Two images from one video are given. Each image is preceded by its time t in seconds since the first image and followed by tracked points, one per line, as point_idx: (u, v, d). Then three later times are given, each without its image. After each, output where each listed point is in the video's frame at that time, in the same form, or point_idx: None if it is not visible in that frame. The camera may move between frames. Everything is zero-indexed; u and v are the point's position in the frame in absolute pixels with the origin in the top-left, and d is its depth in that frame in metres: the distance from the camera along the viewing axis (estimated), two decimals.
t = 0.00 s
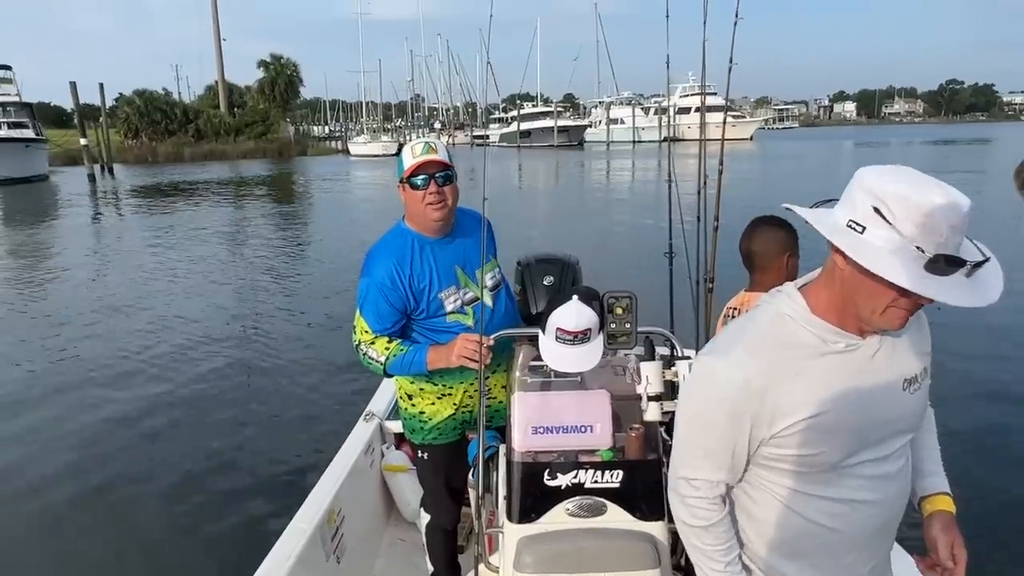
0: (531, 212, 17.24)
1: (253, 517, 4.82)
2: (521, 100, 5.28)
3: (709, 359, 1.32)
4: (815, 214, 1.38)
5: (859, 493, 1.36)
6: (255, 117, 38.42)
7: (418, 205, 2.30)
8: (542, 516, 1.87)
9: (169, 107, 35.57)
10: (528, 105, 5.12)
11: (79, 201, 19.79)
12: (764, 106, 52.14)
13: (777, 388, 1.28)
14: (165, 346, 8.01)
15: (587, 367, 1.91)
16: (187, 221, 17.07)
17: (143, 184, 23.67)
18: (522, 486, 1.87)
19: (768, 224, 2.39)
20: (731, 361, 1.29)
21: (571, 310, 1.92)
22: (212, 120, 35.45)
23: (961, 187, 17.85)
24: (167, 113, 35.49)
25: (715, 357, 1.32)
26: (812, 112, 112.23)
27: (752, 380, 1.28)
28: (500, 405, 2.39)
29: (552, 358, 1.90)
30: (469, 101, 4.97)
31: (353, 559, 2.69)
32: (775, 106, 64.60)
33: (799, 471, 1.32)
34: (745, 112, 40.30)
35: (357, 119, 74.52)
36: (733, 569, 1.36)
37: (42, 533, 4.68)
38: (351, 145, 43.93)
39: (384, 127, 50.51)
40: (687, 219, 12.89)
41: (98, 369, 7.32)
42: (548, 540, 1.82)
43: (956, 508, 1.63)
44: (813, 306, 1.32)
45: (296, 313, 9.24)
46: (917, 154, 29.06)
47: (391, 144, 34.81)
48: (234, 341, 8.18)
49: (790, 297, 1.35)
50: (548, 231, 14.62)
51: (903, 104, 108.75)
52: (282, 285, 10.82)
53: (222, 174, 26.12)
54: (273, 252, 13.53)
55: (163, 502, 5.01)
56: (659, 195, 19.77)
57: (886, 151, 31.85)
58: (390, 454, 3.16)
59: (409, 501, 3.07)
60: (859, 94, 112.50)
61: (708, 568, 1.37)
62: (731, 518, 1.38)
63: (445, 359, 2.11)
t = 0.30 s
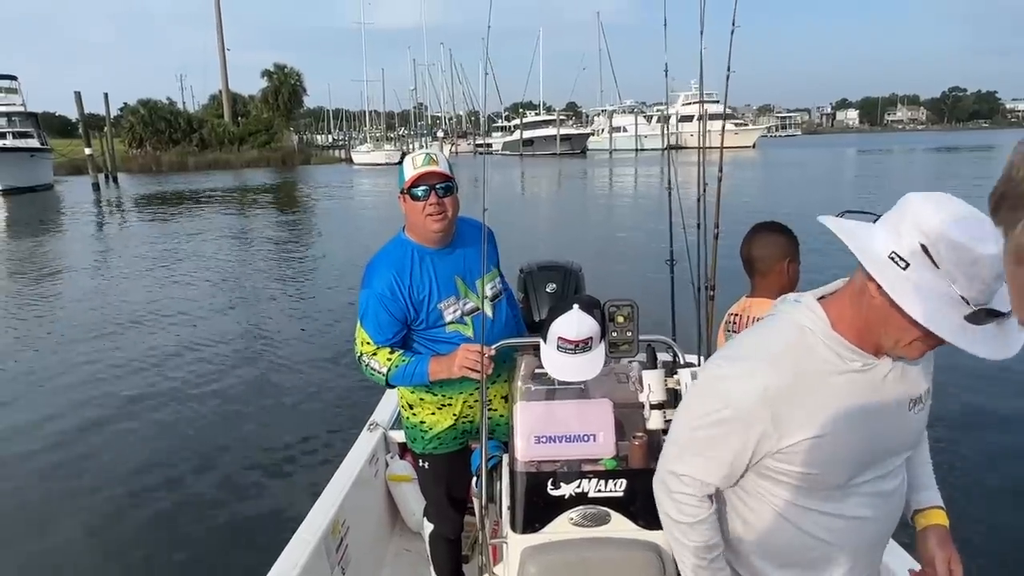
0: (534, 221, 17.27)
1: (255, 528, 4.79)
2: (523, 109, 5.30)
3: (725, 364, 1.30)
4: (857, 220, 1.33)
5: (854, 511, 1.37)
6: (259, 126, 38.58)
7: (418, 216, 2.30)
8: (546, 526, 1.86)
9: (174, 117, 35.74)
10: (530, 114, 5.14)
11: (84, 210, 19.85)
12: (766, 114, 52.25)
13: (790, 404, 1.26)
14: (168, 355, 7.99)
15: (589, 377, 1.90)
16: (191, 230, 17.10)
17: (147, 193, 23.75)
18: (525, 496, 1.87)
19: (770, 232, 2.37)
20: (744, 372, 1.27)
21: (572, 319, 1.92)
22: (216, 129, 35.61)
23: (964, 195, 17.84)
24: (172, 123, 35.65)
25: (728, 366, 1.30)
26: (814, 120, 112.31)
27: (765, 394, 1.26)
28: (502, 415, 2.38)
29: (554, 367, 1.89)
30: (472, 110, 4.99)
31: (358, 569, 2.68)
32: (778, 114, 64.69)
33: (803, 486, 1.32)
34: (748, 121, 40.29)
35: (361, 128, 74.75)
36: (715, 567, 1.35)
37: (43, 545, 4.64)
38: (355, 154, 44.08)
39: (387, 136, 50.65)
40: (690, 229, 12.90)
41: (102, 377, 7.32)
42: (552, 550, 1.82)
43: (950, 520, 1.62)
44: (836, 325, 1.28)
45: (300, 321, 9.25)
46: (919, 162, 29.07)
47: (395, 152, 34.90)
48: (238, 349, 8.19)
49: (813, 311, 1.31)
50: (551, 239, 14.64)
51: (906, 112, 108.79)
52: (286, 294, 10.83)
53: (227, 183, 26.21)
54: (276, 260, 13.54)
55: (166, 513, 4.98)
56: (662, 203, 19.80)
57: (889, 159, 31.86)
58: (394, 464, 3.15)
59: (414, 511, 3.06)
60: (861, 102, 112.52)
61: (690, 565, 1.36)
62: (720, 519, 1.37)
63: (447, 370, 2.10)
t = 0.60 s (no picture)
0: (536, 227, 17.29)
1: (259, 539, 4.74)
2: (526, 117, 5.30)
3: (772, 407, 1.19)
4: (922, 296, 1.32)
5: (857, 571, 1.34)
6: (262, 133, 38.72)
7: (425, 238, 2.29)
8: (555, 551, 1.85)
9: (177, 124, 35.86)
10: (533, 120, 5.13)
11: (87, 219, 19.86)
12: (767, 120, 52.35)
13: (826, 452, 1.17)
14: (172, 365, 7.96)
15: (600, 401, 1.90)
16: (193, 238, 17.11)
17: (150, 200, 23.77)
18: (535, 521, 1.85)
19: (780, 252, 2.36)
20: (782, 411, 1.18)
21: (582, 343, 1.91)
22: (219, 137, 35.69)
23: (967, 200, 17.80)
24: (175, 131, 35.76)
25: (763, 402, 1.21)
26: (816, 126, 112.40)
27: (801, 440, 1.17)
28: (509, 437, 2.37)
29: (566, 392, 1.88)
30: (475, 118, 5.00)
31: None
32: (779, 119, 64.75)
33: (814, 540, 1.26)
34: (749, 127, 40.31)
35: (363, 135, 74.96)
36: None
37: (45, 557, 4.59)
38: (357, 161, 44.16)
39: (390, 143, 50.78)
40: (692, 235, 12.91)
41: (105, 386, 7.32)
42: None
43: None
44: (891, 399, 1.16)
45: (303, 329, 9.25)
46: (921, 167, 29.10)
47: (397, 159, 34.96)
48: (241, 357, 8.19)
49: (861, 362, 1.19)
50: (554, 246, 14.65)
51: (908, 117, 108.85)
52: (289, 302, 10.81)
53: (230, 191, 26.25)
54: (279, 268, 13.53)
55: (169, 524, 4.93)
56: (664, 209, 19.82)
57: (891, 165, 31.89)
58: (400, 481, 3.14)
59: (420, 528, 3.05)
60: (863, 107, 112.55)
61: None
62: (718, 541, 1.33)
63: (456, 394, 2.09)
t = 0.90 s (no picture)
0: (536, 230, 17.29)
1: (260, 542, 4.74)
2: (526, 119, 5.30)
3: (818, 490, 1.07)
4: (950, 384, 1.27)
5: None
6: (262, 137, 38.72)
7: (424, 244, 2.28)
8: (553, 560, 1.83)
9: (177, 128, 35.85)
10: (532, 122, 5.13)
11: (87, 223, 19.83)
12: (767, 123, 52.36)
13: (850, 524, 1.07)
14: (171, 369, 7.94)
15: (599, 409, 1.89)
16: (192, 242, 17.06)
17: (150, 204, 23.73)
18: (533, 531, 1.84)
19: (780, 257, 2.34)
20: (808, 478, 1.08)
21: (581, 350, 1.89)
22: (219, 140, 35.68)
23: (968, 202, 17.76)
24: (175, 134, 35.76)
25: (786, 469, 1.10)
26: (817, 128, 112.39)
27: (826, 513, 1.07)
28: (507, 444, 2.37)
29: (566, 400, 1.87)
30: (475, 120, 5.00)
31: None
32: (779, 122, 64.78)
33: None
34: (750, 129, 40.30)
35: (363, 139, 74.90)
36: None
37: (43, 562, 4.56)
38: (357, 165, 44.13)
39: (390, 146, 50.78)
40: (692, 238, 12.90)
41: (104, 390, 7.32)
42: None
43: None
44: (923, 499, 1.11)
45: (303, 332, 9.27)
46: (921, 168, 29.09)
47: (398, 162, 34.97)
48: (241, 360, 8.18)
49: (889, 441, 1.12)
50: (554, 249, 14.65)
51: (908, 119, 108.92)
52: (289, 305, 10.79)
53: (230, 194, 26.22)
54: (279, 272, 13.50)
55: (168, 529, 4.91)
56: (664, 211, 19.82)
57: (891, 166, 31.90)
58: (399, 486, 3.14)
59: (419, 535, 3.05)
60: (863, 109, 112.46)
61: None
62: None
63: (454, 402, 2.08)
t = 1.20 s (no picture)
0: (535, 229, 17.30)
1: (257, 541, 4.75)
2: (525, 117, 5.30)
3: None
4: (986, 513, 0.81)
5: None
6: (261, 136, 38.71)
7: (419, 242, 2.28)
8: (549, 559, 1.84)
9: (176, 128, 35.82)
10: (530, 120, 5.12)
11: (86, 223, 19.82)
12: (766, 121, 52.40)
13: None
14: (170, 368, 7.93)
15: (593, 409, 1.89)
16: (191, 242, 17.06)
17: (149, 204, 23.72)
18: (528, 530, 1.85)
19: (775, 258, 2.33)
20: None
21: (576, 350, 1.90)
22: (218, 139, 35.66)
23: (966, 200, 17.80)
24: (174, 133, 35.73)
25: None
26: (815, 126, 112.42)
27: None
28: (502, 444, 2.37)
29: (561, 399, 1.87)
30: (473, 119, 5.01)
31: None
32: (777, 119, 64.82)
33: None
34: (749, 127, 40.27)
35: (362, 137, 74.82)
36: None
37: (41, 560, 4.57)
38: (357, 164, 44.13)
39: (389, 145, 50.76)
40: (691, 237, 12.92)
41: (103, 389, 7.33)
42: None
43: None
44: None
45: (301, 331, 9.27)
46: (920, 167, 29.14)
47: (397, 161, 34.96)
48: (239, 360, 8.18)
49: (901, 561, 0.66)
50: (553, 247, 14.66)
51: (906, 116, 109.01)
52: (288, 305, 10.78)
53: (229, 193, 26.22)
54: (277, 271, 13.50)
55: (166, 529, 4.90)
56: (663, 210, 19.84)
57: (889, 165, 31.95)
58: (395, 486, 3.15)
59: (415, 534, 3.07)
60: (862, 107, 112.47)
61: None
62: None
63: (449, 401, 2.08)
